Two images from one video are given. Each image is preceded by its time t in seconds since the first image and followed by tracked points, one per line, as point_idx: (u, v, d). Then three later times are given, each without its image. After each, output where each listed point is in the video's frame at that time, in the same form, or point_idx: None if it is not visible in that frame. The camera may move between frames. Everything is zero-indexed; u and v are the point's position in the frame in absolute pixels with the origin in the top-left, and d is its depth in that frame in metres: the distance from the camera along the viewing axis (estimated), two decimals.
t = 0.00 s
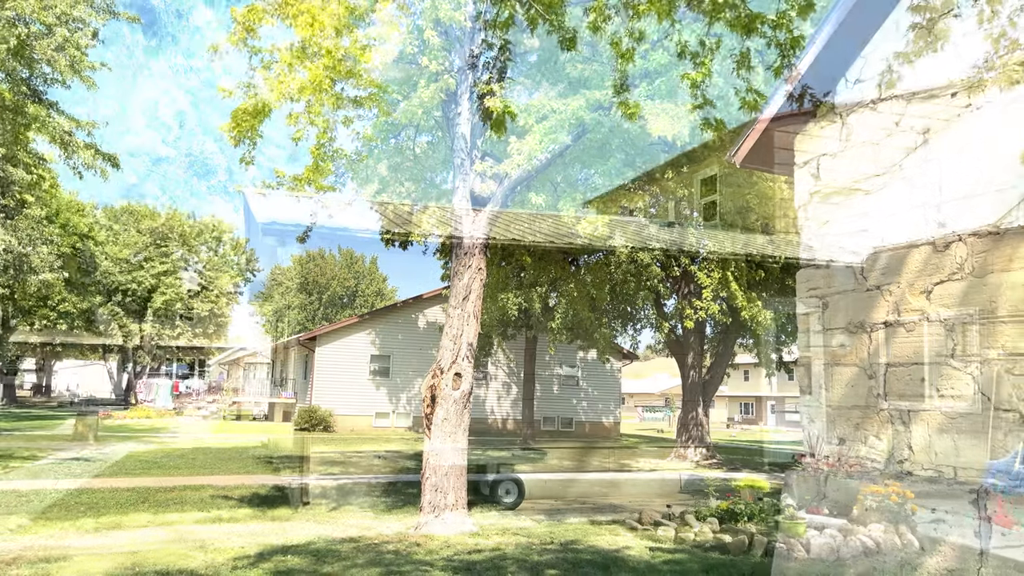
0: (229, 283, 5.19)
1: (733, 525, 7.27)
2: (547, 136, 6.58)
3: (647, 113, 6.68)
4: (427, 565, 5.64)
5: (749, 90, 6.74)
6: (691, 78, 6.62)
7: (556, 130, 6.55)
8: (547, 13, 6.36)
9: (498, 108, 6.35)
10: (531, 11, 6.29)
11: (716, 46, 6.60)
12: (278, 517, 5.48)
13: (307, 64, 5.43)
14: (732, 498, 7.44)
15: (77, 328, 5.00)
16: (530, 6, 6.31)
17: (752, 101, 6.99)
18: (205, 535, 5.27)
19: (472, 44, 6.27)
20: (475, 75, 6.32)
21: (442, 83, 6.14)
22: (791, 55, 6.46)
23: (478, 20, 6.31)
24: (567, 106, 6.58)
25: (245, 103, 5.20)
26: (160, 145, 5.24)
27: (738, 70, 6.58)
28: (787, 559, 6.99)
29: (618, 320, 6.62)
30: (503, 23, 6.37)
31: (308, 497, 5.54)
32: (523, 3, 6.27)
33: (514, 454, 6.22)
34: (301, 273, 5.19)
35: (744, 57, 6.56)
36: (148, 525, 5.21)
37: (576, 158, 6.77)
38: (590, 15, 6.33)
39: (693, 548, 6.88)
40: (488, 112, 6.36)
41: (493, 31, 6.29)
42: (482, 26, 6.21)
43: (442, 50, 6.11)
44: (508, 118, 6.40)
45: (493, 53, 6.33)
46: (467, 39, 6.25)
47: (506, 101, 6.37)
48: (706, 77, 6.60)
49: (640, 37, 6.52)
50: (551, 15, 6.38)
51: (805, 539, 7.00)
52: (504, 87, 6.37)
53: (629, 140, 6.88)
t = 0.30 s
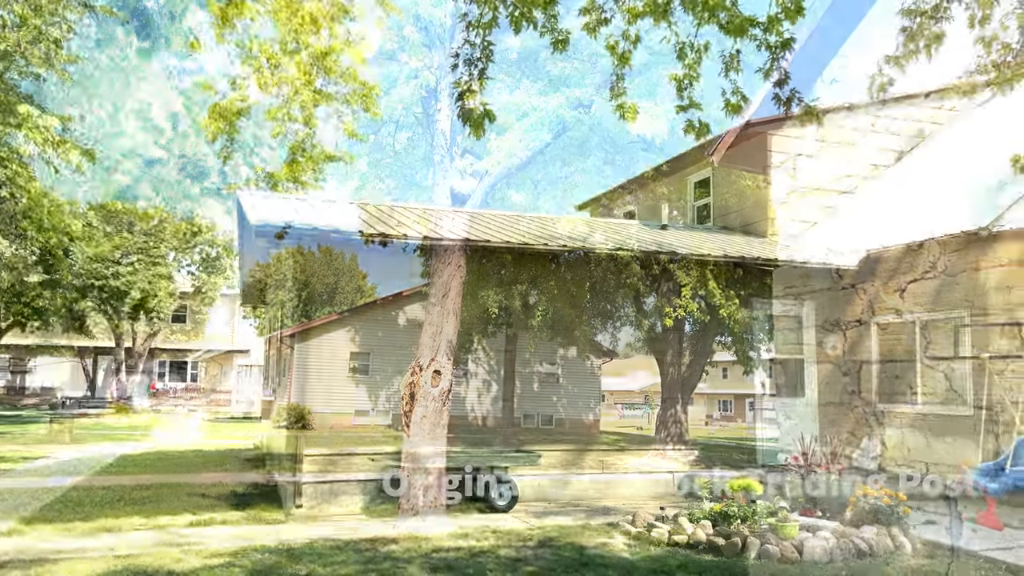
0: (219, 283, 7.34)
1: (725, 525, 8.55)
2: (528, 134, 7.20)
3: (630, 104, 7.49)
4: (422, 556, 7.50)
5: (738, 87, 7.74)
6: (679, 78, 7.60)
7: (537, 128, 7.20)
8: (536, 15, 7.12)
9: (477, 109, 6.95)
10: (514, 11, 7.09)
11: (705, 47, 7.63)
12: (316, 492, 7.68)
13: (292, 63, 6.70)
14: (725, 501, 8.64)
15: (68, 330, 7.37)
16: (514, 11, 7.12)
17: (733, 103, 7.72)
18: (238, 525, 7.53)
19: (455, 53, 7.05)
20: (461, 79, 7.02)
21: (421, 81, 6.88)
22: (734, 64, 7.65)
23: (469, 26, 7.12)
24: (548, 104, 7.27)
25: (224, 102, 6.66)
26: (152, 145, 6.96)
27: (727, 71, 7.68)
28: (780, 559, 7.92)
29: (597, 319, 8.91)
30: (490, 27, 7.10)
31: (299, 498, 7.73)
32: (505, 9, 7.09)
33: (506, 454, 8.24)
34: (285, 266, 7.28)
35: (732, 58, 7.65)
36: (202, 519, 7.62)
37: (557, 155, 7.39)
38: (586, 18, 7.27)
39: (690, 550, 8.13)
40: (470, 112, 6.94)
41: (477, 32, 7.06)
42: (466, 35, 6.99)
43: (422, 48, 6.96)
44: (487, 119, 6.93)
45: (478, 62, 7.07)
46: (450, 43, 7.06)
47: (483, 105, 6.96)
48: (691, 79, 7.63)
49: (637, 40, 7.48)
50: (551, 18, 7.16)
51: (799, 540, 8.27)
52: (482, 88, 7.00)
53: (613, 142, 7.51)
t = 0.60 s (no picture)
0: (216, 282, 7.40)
1: (714, 528, 8.64)
2: (514, 131, 7.11)
3: (619, 107, 7.74)
4: (411, 558, 7.41)
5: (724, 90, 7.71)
6: (666, 81, 7.66)
7: (525, 126, 7.14)
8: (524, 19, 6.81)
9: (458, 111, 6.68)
10: (506, 15, 6.77)
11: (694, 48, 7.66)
12: (303, 496, 8.73)
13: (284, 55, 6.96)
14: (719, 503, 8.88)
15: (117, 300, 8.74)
16: (504, 13, 6.82)
17: (717, 107, 7.63)
18: (228, 527, 8.32)
19: (444, 55, 6.93)
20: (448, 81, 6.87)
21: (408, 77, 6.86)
22: (720, 67, 7.67)
23: (459, 27, 6.95)
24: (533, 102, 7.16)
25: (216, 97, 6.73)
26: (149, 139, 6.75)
27: (714, 75, 7.71)
28: (769, 559, 7.78)
29: (583, 319, 10.06)
30: (481, 26, 7.01)
31: (288, 501, 8.61)
32: (495, 11, 6.83)
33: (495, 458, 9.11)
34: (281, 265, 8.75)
35: (719, 62, 7.65)
36: (201, 517, 8.75)
37: (546, 153, 7.19)
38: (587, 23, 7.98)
39: (680, 553, 8.17)
40: (451, 114, 6.70)
41: (466, 35, 6.93)
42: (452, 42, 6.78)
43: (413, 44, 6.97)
44: (471, 121, 6.71)
45: (466, 64, 6.93)
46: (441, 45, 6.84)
47: (467, 108, 6.72)
48: (679, 81, 7.65)
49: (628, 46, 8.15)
50: (544, 23, 7.58)
51: (787, 541, 8.10)
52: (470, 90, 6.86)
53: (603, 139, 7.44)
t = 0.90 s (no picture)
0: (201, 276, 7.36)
1: (699, 530, 8.67)
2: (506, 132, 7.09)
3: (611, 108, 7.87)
4: (395, 561, 7.38)
5: (713, 95, 7.75)
6: (657, 86, 7.73)
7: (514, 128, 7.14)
8: (520, 21, 6.83)
9: (465, 115, 6.81)
10: (501, 18, 6.77)
11: (683, 53, 7.70)
12: (287, 498, 8.70)
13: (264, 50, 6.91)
14: (703, 507, 8.88)
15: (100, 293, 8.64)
16: (498, 16, 6.82)
17: (708, 111, 7.68)
18: (210, 530, 8.26)
19: (442, 60, 6.92)
20: (449, 84, 6.90)
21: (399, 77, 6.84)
22: (709, 72, 7.72)
23: (455, 31, 6.97)
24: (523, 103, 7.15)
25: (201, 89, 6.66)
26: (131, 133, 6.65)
27: (703, 80, 7.75)
28: (753, 562, 7.81)
29: (567, 323, 10.08)
30: (475, 30, 7.03)
31: (272, 504, 8.58)
32: (489, 15, 6.83)
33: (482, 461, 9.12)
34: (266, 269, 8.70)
35: (708, 66, 7.70)
36: (184, 520, 8.67)
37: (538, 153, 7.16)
38: (571, 25, 8.04)
39: (664, 555, 8.22)
40: (457, 119, 6.85)
41: (464, 39, 6.93)
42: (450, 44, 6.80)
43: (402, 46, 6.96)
44: (479, 123, 6.84)
45: (464, 67, 6.93)
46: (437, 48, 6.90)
47: (473, 112, 6.84)
48: (671, 85, 7.71)
49: (614, 47, 8.28)
50: (533, 25, 7.63)
51: (771, 543, 8.13)
52: (471, 93, 6.89)
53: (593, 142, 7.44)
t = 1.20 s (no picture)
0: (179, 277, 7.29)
1: (678, 531, 8.72)
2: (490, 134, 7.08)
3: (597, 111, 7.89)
4: (374, 564, 7.36)
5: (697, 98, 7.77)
6: (642, 90, 7.76)
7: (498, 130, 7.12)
8: (502, 24, 6.82)
9: (442, 115, 6.80)
10: (482, 20, 6.74)
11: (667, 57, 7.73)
12: (265, 500, 8.64)
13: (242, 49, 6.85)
14: (682, 509, 8.92)
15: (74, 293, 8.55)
16: (479, 19, 6.81)
17: (692, 115, 7.72)
18: (187, 532, 8.18)
19: (421, 60, 6.91)
20: (428, 84, 6.89)
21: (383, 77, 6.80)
22: (694, 76, 7.75)
23: (434, 32, 6.96)
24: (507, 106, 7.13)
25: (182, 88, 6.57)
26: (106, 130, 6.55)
27: (687, 83, 7.77)
28: (731, 563, 7.86)
29: (548, 325, 10.10)
30: (455, 32, 7.02)
31: (250, 507, 8.52)
32: (469, 17, 6.82)
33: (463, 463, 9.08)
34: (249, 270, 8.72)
35: (693, 70, 7.73)
36: (161, 523, 8.59)
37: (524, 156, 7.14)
38: (554, 26, 8.05)
39: (644, 556, 8.25)
40: (434, 119, 6.84)
41: (443, 40, 6.92)
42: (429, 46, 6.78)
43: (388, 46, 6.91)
44: (454, 124, 6.84)
45: (444, 68, 6.93)
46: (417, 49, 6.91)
47: (449, 112, 6.84)
48: (655, 89, 7.74)
49: (594, 48, 8.32)
50: (520, 28, 7.64)
51: (749, 544, 8.18)
52: (449, 94, 6.89)
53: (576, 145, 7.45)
